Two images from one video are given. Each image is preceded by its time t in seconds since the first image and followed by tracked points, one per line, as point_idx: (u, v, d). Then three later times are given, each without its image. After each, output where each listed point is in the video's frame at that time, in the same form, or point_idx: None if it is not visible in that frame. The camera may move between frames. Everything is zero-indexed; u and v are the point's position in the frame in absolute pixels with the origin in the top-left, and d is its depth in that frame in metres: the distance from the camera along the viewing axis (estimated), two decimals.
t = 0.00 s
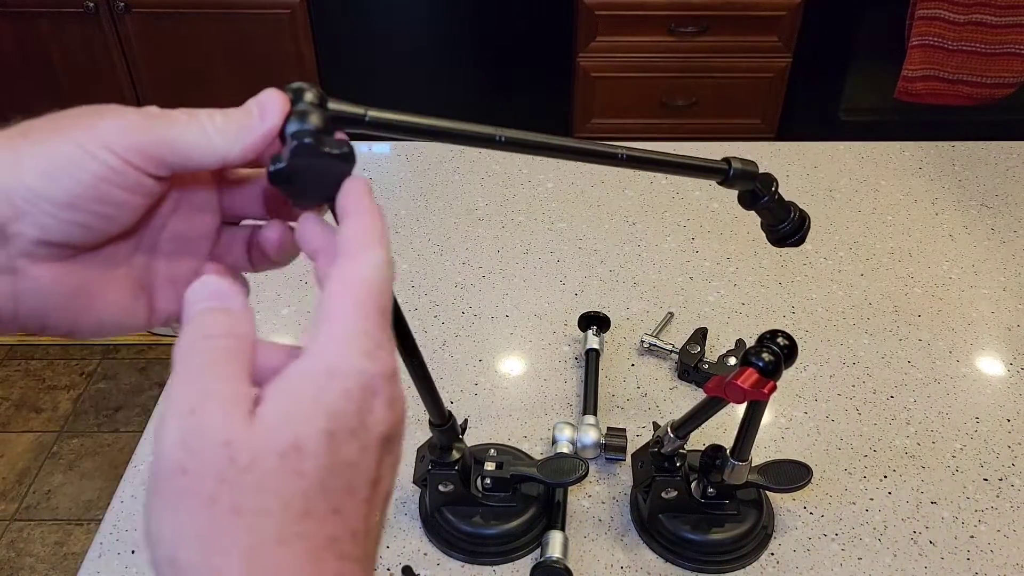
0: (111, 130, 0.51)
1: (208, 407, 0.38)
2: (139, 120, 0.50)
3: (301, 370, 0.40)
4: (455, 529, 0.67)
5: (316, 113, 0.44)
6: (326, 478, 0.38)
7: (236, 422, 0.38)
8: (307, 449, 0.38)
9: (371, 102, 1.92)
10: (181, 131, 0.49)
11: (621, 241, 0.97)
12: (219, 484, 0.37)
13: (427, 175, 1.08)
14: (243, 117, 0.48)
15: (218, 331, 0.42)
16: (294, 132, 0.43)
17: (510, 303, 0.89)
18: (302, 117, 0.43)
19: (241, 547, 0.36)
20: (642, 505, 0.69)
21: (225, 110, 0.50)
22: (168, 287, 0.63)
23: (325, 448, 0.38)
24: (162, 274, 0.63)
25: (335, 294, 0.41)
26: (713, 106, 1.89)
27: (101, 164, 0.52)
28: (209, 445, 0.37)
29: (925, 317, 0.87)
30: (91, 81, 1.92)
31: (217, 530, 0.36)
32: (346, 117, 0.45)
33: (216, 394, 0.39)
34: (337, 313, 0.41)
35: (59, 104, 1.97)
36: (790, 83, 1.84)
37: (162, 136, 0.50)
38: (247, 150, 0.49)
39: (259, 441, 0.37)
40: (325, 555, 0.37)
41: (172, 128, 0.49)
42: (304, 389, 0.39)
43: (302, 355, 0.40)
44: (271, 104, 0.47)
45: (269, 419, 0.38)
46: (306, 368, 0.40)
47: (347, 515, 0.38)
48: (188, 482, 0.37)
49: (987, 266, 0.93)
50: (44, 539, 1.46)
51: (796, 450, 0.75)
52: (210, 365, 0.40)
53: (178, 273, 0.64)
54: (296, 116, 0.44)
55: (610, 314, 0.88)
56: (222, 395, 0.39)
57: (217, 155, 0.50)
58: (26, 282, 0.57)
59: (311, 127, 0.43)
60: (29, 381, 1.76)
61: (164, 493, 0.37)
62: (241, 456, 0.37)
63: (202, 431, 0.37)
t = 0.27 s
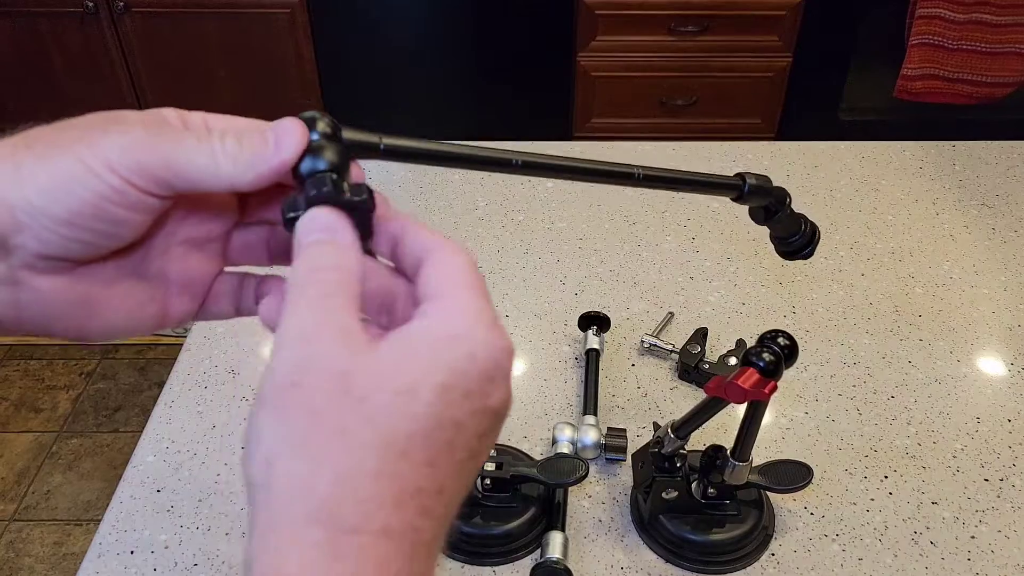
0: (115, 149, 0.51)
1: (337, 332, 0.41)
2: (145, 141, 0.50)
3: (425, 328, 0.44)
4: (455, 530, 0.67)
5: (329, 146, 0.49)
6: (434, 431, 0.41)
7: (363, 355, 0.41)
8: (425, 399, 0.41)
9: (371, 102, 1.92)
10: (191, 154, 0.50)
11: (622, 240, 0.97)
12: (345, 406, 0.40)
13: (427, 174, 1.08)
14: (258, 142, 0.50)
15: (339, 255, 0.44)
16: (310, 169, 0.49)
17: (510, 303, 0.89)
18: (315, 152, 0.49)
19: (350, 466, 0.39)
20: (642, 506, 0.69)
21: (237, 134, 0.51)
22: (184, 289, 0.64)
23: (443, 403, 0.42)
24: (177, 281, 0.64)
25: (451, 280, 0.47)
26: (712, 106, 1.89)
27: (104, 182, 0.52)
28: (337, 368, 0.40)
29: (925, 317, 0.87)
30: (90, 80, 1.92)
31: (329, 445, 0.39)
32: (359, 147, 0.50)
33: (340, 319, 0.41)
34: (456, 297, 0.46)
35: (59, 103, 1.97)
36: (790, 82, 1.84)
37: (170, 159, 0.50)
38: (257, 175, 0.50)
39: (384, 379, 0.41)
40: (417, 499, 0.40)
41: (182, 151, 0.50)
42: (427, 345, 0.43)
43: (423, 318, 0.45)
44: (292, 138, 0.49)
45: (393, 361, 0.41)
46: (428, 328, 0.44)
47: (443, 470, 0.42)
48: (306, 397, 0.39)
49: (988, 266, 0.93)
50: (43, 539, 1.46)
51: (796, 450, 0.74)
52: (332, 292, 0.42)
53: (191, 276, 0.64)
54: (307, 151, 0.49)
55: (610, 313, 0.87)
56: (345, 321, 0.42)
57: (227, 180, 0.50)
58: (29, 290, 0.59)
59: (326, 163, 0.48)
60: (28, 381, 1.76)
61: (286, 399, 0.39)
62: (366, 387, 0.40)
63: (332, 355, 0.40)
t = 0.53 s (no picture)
0: (106, 145, 0.56)
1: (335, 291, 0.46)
2: (135, 140, 0.55)
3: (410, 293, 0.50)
4: (454, 533, 0.66)
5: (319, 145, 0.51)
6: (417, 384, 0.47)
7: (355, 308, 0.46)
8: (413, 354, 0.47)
9: (370, 100, 1.91)
10: (179, 151, 0.54)
11: (623, 240, 0.96)
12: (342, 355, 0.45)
13: (426, 173, 1.07)
14: (245, 142, 0.53)
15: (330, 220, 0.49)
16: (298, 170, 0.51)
17: (510, 303, 0.88)
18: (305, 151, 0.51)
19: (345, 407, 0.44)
20: (643, 508, 0.68)
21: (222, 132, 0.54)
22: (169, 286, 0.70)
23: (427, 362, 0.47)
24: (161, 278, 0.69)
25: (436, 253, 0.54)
26: (714, 104, 1.88)
27: (95, 176, 0.57)
28: (334, 321, 0.45)
29: (930, 317, 0.86)
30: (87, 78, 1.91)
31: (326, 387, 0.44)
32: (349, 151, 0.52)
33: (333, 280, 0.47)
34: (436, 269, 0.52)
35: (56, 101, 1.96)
36: (792, 81, 1.83)
37: (158, 155, 0.54)
38: (243, 173, 0.54)
39: (375, 330, 0.46)
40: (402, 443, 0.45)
41: (170, 148, 0.54)
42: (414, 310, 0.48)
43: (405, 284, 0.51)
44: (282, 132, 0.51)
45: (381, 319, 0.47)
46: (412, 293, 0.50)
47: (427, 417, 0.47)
48: (307, 346, 0.44)
49: (993, 266, 0.92)
50: (38, 541, 1.45)
51: (800, 452, 0.73)
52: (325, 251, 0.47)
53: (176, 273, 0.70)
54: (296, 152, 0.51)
55: (611, 313, 0.86)
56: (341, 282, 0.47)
57: (212, 177, 0.54)
58: (14, 286, 0.63)
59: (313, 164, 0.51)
60: (24, 381, 1.75)
61: (291, 346, 0.44)
62: (362, 334, 0.45)
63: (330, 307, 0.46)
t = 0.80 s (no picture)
0: (101, 147, 0.54)
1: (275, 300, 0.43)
2: (129, 140, 0.52)
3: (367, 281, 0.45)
4: (454, 533, 0.66)
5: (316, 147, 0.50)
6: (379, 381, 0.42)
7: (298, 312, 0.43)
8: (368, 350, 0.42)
9: (369, 100, 1.91)
10: (174, 155, 0.51)
11: (623, 239, 0.96)
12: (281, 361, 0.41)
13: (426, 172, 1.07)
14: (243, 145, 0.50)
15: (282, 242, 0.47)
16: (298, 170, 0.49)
17: (510, 303, 0.88)
18: (303, 151, 0.50)
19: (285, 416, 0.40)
20: (643, 509, 0.68)
21: (220, 135, 0.51)
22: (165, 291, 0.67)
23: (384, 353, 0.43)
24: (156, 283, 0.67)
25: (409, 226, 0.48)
26: (714, 104, 1.88)
27: (90, 179, 0.55)
28: (274, 327, 0.42)
29: (931, 317, 0.86)
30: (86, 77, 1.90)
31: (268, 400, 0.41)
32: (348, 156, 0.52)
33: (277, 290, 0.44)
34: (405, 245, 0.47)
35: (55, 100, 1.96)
36: (792, 81, 1.83)
37: (153, 157, 0.52)
38: (240, 177, 0.50)
39: (323, 334, 0.42)
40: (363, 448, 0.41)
41: (165, 151, 0.51)
42: (366, 299, 0.44)
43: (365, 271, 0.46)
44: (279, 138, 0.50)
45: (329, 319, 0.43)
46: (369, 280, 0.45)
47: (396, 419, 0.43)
48: (245, 357, 0.41)
49: (994, 266, 0.92)
50: (37, 542, 1.45)
51: (801, 452, 0.73)
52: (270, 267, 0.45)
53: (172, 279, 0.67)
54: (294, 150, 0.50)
55: (611, 314, 0.86)
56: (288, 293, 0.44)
57: (207, 182, 0.51)
58: (10, 288, 0.62)
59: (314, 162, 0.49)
60: (23, 382, 1.74)
61: (226, 360, 0.41)
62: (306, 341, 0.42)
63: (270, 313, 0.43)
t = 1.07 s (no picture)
0: (100, 130, 0.55)
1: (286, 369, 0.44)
2: (132, 121, 0.54)
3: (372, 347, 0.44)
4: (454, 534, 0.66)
5: (338, 177, 0.50)
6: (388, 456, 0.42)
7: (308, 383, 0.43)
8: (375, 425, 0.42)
9: (370, 100, 1.91)
10: (180, 127, 0.52)
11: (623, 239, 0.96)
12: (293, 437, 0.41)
13: (426, 172, 1.07)
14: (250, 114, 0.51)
15: (294, 294, 0.48)
16: (318, 199, 0.50)
17: (510, 303, 0.88)
18: (326, 181, 0.50)
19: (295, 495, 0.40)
20: (644, 509, 0.68)
21: (224, 103, 0.52)
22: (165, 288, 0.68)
23: (392, 427, 0.42)
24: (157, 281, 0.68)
25: (413, 284, 0.46)
26: (714, 103, 1.88)
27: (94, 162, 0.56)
28: (285, 400, 0.42)
29: (932, 317, 0.86)
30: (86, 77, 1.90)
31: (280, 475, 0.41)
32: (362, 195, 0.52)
33: (289, 356, 0.44)
34: (410, 307, 0.45)
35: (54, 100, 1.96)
36: (792, 80, 1.83)
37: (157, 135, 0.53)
38: (243, 148, 0.52)
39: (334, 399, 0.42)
40: (374, 522, 0.41)
41: (167, 125, 0.53)
42: (370, 370, 0.42)
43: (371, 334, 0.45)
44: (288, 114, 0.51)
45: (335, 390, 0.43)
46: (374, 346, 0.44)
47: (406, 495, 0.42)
48: (258, 431, 0.42)
49: (994, 266, 0.92)
50: (37, 542, 1.45)
51: (801, 452, 0.73)
52: (284, 326, 0.46)
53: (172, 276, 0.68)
54: (315, 179, 0.50)
55: (612, 313, 0.86)
56: (301, 359, 0.45)
57: (210, 146, 0.52)
58: (18, 287, 0.63)
59: (334, 193, 0.50)
60: (23, 382, 1.74)
61: (241, 433, 0.42)
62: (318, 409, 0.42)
63: (282, 384, 0.43)
